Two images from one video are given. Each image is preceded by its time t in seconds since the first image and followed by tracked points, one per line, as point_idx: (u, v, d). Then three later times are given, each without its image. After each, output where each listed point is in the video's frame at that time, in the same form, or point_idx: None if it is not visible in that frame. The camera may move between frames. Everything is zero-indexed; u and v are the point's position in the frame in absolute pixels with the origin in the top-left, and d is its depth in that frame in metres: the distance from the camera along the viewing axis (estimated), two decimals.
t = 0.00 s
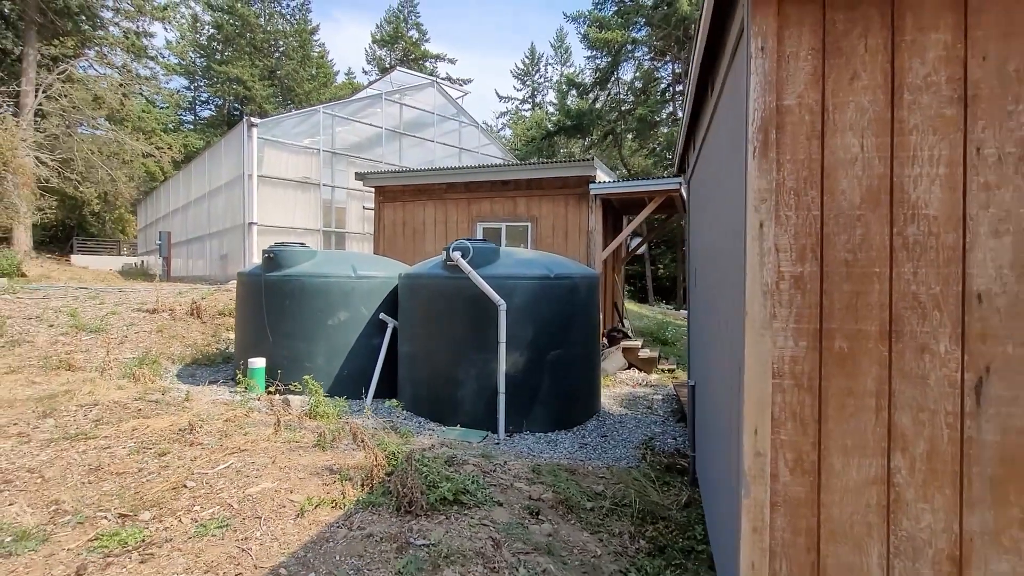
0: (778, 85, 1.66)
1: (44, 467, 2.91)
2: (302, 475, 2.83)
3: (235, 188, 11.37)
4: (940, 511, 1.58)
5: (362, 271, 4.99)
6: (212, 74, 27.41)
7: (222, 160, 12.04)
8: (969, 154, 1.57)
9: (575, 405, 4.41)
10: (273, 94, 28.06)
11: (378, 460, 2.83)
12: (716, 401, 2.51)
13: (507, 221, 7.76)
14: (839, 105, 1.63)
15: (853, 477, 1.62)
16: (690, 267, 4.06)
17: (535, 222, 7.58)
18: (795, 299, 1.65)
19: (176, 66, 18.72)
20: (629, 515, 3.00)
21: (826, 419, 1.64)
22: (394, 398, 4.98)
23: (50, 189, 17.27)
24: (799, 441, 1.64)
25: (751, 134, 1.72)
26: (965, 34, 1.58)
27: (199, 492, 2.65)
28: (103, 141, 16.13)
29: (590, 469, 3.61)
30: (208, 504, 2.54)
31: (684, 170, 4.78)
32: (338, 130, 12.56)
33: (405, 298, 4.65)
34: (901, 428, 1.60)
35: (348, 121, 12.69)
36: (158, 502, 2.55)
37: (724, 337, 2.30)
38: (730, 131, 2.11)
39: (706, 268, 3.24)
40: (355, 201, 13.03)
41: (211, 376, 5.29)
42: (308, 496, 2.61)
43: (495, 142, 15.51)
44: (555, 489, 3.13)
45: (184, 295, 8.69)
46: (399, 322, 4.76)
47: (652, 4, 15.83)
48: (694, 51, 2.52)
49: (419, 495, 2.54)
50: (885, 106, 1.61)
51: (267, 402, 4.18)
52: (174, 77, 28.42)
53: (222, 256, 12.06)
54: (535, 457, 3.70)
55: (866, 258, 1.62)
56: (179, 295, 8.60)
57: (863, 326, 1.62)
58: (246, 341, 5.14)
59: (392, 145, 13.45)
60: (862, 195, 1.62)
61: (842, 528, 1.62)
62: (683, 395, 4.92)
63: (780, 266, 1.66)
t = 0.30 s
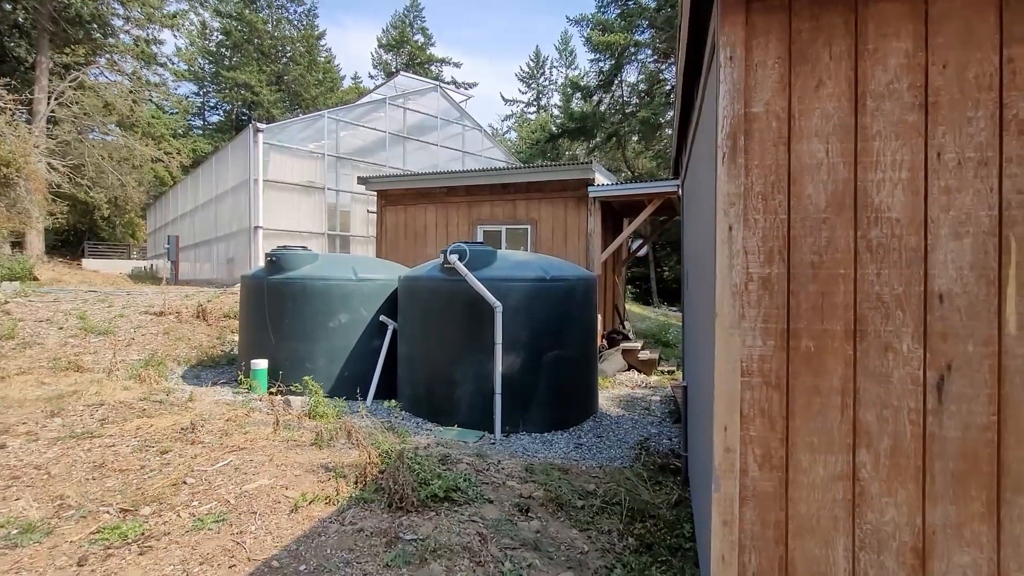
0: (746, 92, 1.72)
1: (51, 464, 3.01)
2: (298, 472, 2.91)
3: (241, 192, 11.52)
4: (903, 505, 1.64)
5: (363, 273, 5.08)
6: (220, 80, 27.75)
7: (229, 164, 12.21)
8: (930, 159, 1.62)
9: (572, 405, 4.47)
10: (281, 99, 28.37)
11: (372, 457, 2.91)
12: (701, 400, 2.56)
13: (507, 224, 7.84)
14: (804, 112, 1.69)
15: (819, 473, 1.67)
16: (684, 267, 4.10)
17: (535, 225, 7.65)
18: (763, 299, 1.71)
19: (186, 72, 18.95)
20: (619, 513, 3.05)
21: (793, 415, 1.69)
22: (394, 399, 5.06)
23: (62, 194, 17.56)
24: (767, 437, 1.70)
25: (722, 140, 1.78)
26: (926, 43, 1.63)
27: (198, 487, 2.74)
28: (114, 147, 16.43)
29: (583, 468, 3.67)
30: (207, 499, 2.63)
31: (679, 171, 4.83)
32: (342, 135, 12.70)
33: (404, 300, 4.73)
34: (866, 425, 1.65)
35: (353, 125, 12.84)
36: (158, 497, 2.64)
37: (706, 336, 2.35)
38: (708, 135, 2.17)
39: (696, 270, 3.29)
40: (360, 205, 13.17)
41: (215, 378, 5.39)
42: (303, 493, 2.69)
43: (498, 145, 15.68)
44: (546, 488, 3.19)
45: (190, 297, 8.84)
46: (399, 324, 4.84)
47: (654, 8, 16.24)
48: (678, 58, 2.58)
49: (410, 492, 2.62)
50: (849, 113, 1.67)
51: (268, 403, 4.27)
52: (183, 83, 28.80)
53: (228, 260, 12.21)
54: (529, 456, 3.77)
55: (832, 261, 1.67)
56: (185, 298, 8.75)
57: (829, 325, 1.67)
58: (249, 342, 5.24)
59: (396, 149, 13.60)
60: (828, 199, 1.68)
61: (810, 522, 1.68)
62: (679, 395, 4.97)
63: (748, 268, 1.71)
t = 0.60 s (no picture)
0: (729, 99, 1.79)
1: (69, 458, 3.14)
2: (304, 468, 3.01)
3: (252, 196, 11.70)
4: (881, 497, 1.70)
5: (370, 275, 5.19)
6: (232, 86, 28.12)
7: (241, 169, 12.40)
8: (906, 163, 1.69)
9: (574, 405, 4.54)
10: (292, 104, 28.71)
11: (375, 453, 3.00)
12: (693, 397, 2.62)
13: (512, 227, 7.93)
14: (785, 118, 1.76)
15: (800, 465, 1.74)
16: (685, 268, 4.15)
17: (539, 227, 7.73)
18: (746, 298, 1.78)
19: (199, 78, 19.27)
20: (617, 509, 3.12)
21: (775, 409, 1.76)
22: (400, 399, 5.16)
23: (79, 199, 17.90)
24: (750, 431, 1.77)
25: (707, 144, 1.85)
26: (902, 51, 1.69)
27: (209, 481, 2.85)
28: (128, 152, 16.66)
29: (584, 467, 3.74)
30: (217, 492, 2.74)
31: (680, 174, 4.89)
32: (351, 139, 12.86)
33: (410, 302, 4.83)
34: (845, 419, 1.72)
35: (361, 130, 13.00)
36: (172, 489, 2.75)
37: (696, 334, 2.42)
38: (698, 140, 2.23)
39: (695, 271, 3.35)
40: (368, 208, 13.32)
41: (226, 377, 5.52)
42: (308, 488, 2.79)
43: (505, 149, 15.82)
44: (546, 485, 3.27)
45: (203, 300, 9.00)
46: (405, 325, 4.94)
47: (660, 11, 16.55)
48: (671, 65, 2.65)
49: (412, 486, 2.71)
50: (828, 119, 1.74)
51: (278, 401, 4.38)
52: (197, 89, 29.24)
53: (240, 263, 12.40)
54: (531, 455, 3.84)
55: (811, 260, 1.74)
56: (198, 300, 8.92)
57: (809, 323, 1.74)
58: (260, 343, 5.36)
59: (404, 153, 13.77)
60: (808, 201, 1.74)
61: (791, 512, 1.74)
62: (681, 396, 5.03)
63: (731, 268, 1.78)
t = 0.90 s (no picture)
0: (714, 111, 1.90)
1: (96, 449, 3.34)
2: (316, 461, 3.16)
3: (267, 201, 11.95)
4: (857, 486, 1.79)
5: (381, 278, 5.34)
6: (249, 92, 28.59)
7: (257, 174, 12.66)
8: (880, 170, 1.79)
9: (579, 405, 4.64)
10: (307, 110, 29.13)
11: (384, 447, 3.14)
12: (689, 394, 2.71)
13: (521, 230, 8.06)
14: (766, 128, 1.87)
15: (781, 455, 1.84)
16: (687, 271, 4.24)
17: (547, 231, 7.85)
18: (729, 297, 1.88)
19: (217, 85, 19.67)
20: (617, 504, 3.22)
21: (757, 403, 1.86)
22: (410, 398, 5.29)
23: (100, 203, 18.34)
24: (733, 423, 1.88)
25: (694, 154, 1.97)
26: (875, 66, 1.80)
27: (228, 471, 3.03)
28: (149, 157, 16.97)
29: (587, 464, 3.84)
30: (235, 481, 2.92)
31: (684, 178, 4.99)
32: (364, 144, 13.08)
33: (420, 303, 4.97)
34: (822, 412, 1.82)
35: (374, 135, 13.22)
36: (192, 478, 2.93)
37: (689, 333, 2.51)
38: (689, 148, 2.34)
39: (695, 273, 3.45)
40: (381, 212, 13.50)
41: (242, 376, 5.70)
42: (320, 478, 2.94)
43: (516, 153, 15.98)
44: (549, 480, 3.38)
45: (220, 301, 9.24)
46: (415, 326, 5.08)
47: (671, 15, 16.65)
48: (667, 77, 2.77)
49: (418, 478, 2.84)
50: (806, 129, 1.84)
51: (291, 398, 4.54)
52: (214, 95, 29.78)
53: (255, 265, 12.65)
54: (536, 451, 3.95)
55: (791, 262, 1.85)
56: (215, 302, 9.15)
57: (789, 321, 1.85)
58: (275, 343, 5.53)
59: (416, 158, 13.98)
60: (788, 206, 1.85)
61: (772, 500, 1.84)
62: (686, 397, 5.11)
63: (716, 269, 1.89)
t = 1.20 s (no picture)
0: (697, 130, 2.01)
1: (115, 442, 3.51)
2: (322, 457, 3.30)
3: (280, 203, 12.17)
4: (830, 487, 1.88)
5: (388, 281, 5.47)
6: (264, 95, 29.02)
7: (270, 176, 12.90)
8: (854, 188, 1.89)
9: (580, 409, 4.74)
10: (320, 113, 29.52)
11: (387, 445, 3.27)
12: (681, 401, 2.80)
13: (527, 236, 8.18)
14: (746, 147, 1.98)
15: (757, 457, 1.94)
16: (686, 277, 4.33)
17: (553, 236, 7.96)
18: (710, 306, 1.99)
19: (233, 88, 20.02)
20: (613, 505, 3.31)
21: (736, 408, 1.96)
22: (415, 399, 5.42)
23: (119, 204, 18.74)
24: (713, 426, 1.98)
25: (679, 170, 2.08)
26: (851, 88, 1.90)
27: (238, 465, 3.18)
28: (166, 159, 17.28)
29: (585, 466, 3.94)
30: (245, 474, 3.07)
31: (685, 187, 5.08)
32: (376, 148, 13.28)
33: (426, 306, 5.10)
34: (798, 416, 1.91)
35: (385, 139, 13.42)
36: (205, 471, 3.09)
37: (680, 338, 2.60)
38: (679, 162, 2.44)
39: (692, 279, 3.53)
40: (391, 215, 13.62)
41: (253, 374, 5.87)
42: (324, 474, 3.07)
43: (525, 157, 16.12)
44: (547, 480, 3.48)
45: (233, 302, 9.44)
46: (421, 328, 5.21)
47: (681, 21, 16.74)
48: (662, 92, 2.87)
49: (419, 475, 2.97)
50: (784, 148, 1.95)
51: (300, 397, 4.69)
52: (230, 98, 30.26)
53: (268, 266, 12.87)
54: (536, 453, 4.06)
55: (769, 274, 1.95)
56: (229, 302, 9.36)
57: (766, 330, 1.94)
58: (285, 344, 5.68)
59: (426, 162, 14.13)
60: (766, 221, 1.95)
61: (749, 500, 1.94)
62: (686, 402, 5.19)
63: (698, 280, 2.00)
